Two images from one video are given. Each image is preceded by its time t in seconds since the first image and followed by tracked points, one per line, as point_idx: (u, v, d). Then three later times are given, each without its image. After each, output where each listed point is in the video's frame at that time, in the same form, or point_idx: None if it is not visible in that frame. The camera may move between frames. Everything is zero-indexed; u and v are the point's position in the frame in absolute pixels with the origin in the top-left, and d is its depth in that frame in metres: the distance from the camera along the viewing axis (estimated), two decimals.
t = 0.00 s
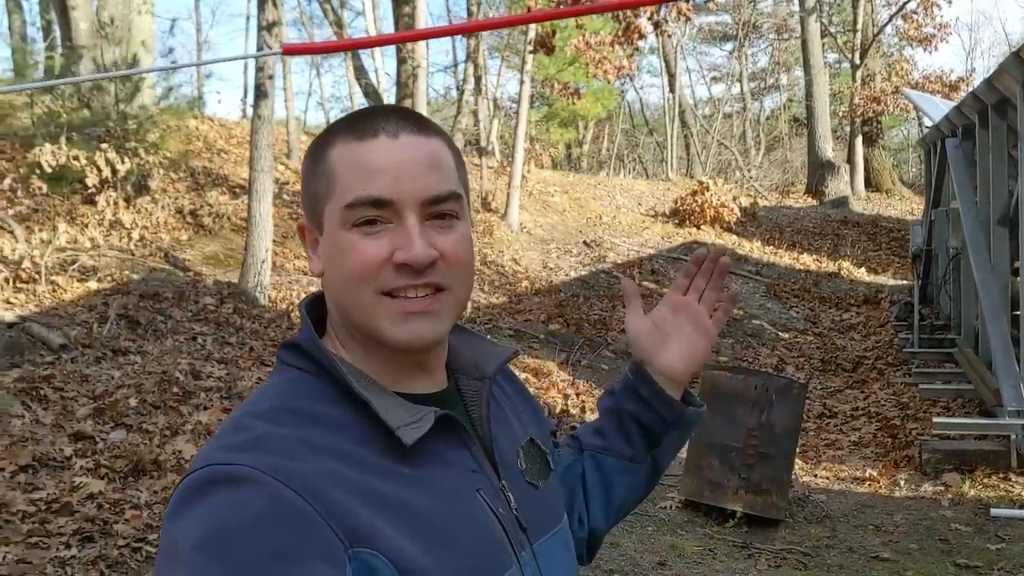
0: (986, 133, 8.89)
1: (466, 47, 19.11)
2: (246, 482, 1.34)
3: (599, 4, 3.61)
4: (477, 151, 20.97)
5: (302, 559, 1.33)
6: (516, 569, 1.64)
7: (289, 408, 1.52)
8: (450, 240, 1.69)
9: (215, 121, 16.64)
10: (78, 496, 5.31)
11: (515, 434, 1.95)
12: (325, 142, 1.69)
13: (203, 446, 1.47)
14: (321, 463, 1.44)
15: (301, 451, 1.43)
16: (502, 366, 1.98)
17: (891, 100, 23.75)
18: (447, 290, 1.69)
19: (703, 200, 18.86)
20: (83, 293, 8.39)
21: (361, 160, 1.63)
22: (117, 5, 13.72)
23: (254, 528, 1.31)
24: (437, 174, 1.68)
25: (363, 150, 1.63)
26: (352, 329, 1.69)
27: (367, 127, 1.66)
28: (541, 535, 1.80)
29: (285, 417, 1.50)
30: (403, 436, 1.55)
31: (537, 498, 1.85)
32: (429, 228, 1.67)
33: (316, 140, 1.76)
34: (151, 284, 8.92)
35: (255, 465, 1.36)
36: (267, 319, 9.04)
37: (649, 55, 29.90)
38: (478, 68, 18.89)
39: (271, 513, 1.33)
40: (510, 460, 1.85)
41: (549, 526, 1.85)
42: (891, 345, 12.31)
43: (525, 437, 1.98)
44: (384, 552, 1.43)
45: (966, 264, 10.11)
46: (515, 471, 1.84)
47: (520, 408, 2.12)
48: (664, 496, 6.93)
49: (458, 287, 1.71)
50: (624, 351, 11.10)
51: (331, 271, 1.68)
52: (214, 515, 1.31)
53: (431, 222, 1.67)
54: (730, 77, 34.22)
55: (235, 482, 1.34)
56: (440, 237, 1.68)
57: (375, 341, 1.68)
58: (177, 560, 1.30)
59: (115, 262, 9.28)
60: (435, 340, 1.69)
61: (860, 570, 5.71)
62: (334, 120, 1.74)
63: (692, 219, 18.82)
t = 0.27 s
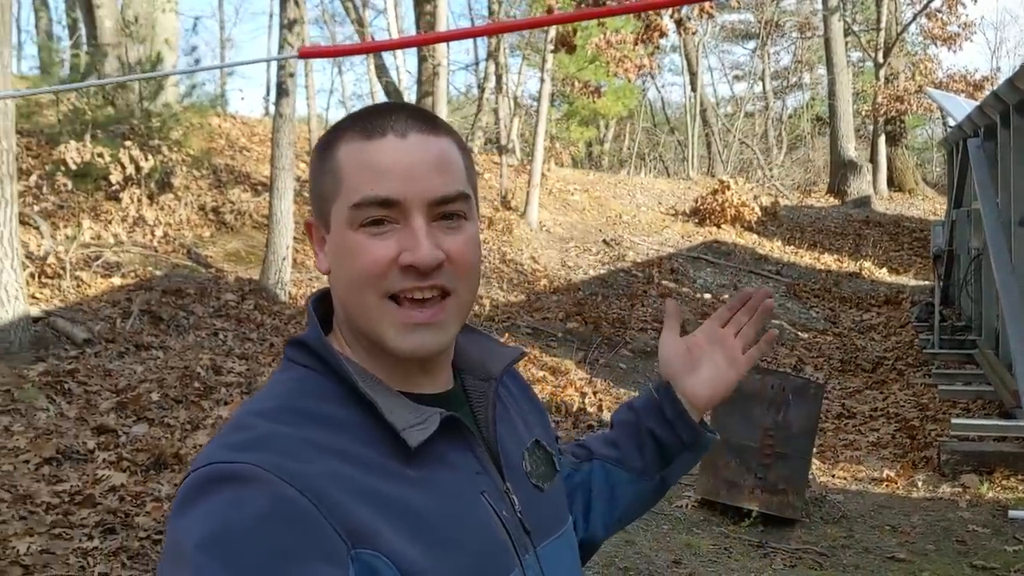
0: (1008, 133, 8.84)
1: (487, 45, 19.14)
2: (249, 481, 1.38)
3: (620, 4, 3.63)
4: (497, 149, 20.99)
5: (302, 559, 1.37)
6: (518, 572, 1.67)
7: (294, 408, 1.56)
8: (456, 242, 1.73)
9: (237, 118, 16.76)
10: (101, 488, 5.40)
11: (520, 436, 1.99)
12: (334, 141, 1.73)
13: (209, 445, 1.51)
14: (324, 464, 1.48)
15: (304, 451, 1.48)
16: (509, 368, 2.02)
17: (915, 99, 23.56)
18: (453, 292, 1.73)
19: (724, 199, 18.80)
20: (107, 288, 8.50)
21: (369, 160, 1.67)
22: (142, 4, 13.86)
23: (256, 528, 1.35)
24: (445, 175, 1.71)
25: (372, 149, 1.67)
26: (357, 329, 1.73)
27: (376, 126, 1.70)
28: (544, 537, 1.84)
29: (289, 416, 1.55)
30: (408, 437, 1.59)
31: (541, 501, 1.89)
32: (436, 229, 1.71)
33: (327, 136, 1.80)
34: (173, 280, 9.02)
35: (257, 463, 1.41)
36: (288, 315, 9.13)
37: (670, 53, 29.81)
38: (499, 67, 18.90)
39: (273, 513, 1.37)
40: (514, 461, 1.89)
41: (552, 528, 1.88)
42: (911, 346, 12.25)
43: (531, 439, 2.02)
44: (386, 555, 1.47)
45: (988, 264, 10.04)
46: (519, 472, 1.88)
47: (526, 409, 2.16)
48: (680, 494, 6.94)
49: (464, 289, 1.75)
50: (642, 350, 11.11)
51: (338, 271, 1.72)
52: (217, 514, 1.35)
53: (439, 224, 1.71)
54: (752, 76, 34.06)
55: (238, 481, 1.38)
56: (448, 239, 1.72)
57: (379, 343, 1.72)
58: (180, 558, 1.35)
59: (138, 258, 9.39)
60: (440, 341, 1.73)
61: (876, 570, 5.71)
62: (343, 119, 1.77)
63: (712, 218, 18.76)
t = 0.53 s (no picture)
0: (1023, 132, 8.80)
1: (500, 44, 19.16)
2: (252, 469, 1.40)
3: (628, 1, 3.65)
4: (511, 148, 21.01)
5: (305, 546, 1.38)
6: (519, 564, 1.69)
7: (296, 396, 1.59)
8: (466, 232, 1.76)
9: (252, 118, 16.84)
10: (116, 482, 5.46)
11: (523, 427, 2.03)
12: (345, 128, 1.75)
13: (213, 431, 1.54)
14: (327, 452, 1.50)
15: (307, 439, 1.50)
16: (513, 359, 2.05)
17: (930, 99, 23.43)
18: (461, 283, 1.76)
19: (737, 198, 18.76)
20: (123, 285, 8.56)
21: (381, 148, 1.69)
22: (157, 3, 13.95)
23: (258, 516, 1.37)
24: (457, 165, 1.74)
25: (384, 137, 1.69)
26: (363, 318, 1.75)
27: (389, 114, 1.72)
28: (545, 528, 1.86)
29: (292, 404, 1.57)
30: (411, 428, 1.62)
31: (542, 492, 1.92)
32: (446, 219, 1.74)
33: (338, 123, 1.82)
34: (188, 278, 9.08)
35: (261, 450, 1.43)
36: (301, 312, 9.18)
37: (684, 53, 29.75)
38: (513, 66, 18.92)
39: (277, 500, 1.39)
40: (517, 452, 1.92)
41: (553, 518, 1.91)
42: (925, 346, 12.20)
43: (533, 431, 2.06)
44: (389, 546, 1.48)
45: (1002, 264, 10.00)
46: (521, 463, 1.91)
47: (529, 401, 2.20)
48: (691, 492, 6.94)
49: (472, 280, 1.78)
50: (654, 349, 11.11)
51: (347, 258, 1.74)
52: (220, 501, 1.37)
53: (448, 214, 1.74)
54: (766, 76, 33.95)
55: (241, 468, 1.40)
56: (457, 229, 1.75)
57: (386, 332, 1.74)
58: (182, 548, 1.36)
59: (153, 256, 9.46)
60: (446, 332, 1.76)
61: (887, 569, 5.70)
62: (354, 106, 1.80)
63: (726, 217, 18.73)
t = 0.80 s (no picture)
0: None
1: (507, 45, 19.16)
2: (258, 460, 1.42)
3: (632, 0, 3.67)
4: (517, 149, 21.02)
5: (310, 539, 1.40)
6: (524, 561, 1.70)
7: (303, 389, 1.60)
8: (475, 227, 1.76)
9: (259, 119, 16.87)
10: (125, 481, 5.49)
11: (529, 424, 2.04)
12: (357, 121, 1.77)
13: (219, 423, 1.56)
14: (334, 446, 1.52)
15: (314, 432, 1.52)
16: (521, 356, 2.06)
17: (938, 100, 23.35)
18: (469, 279, 1.77)
19: (744, 199, 18.73)
20: (131, 285, 8.60)
21: (392, 141, 1.71)
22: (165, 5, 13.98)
23: (263, 508, 1.38)
24: (467, 159, 1.75)
25: (395, 131, 1.71)
26: (370, 312, 1.76)
27: (401, 107, 1.74)
28: (549, 525, 1.88)
29: (299, 396, 1.59)
30: (417, 423, 1.64)
31: (547, 489, 1.93)
32: (456, 214, 1.75)
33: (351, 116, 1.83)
34: (196, 278, 9.12)
35: (267, 442, 1.45)
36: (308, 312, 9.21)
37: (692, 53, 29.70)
38: (520, 67, 18.92)
39: (283, 491, 1.40)
40: (523, 448, 1.94)
41: (557, 516, 1.93)
42: (933, 346, 12.16)
43: (540, 428, 2.07)
44: (394, 540, 1.49)
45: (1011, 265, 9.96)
46: (527, 459, 1.93)
47: (534, 397, 2.21)
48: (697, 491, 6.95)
49: (481, 275, 1.79)
50: (661, 350, 11.11)
51: (356, 251, 1.75)
52: (227, 492, 1.39)
53: (457, 209, 1.75)
54: (773, 76, 33.89)
55: (248, 459, 1.42)
56: (467, 224, 1.76)
57: (393, 328, 1.76)
58: (188, 539, 1.38)
59: (161, 256, 9.49)
60: (454, 327, 1.77)
61: (895, 569, 5.70)
62: (366, 101, 1.81)
63: (733, 218, 18.70)
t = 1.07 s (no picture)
0: None
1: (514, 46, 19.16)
2: (262, 470, 1.42)
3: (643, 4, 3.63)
4: (524, 150, 21.02)
5: (314, 550, 1.39)
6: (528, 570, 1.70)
7: (306, 398, 1.59)
8: (478, 237, 1.76)
9: (266, 120, 16.89)
10: (131, 482, 5.49)
11: (534, 433, 2.04)
12: (359, 130, 1.76)
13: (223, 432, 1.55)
14: (337, 456, 1.51)
15: (317, 442, 1.51)
16: (525, 365, 2.05)
17: (946, 100, 23.28)
18: (472, 288, 1.76)
19: (751, 200, 18.70)
20: (138, 286, 8.62)
21: (395, 150, 1.70)
22: (173, 6, 14.01)
23: (268, 519, 1.38)
24: (471, 169, 1.75)
25: (398, 141, 1.71)
26: (374, 321, 1.76)
27: (404, 118, 1.73)
28: (555, 535, 1.87)
29: (303, 406, 1.58)
30: (421, 434, 1.63)
31: (553, 498, 1.93)
32: (460, 224, 1.74)
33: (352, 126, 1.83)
34: (203, 279, 9.13)
35: (271, 453, 1.44)
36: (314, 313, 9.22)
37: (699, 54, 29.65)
38: (527, 68, 18.91)
39: (287, 502, 1.40)
40: (527, 457, 1.94)
41: (564, 525, 1.92)
42: (940, 348, 12.12)
43: (545, 437, 2.07)
44: (398, 551, 1.49)
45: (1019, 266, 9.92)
46: (531, 469, 1.92)
47: (538, 406, 2.20)
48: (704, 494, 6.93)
49: (484, 286, 1.78)
50: (668, 352, 11.09)
51: (358, 263, 1.75)
52: (230, 503, 1.39)
53: (461, 218, 1.74)
54: (781, 77, 33.82)
55: (252, 469, 1.42)
56: (470, 233, 1.75)
57: (396, 338, 1.76)
58: (193, 549, 1.38)
59: (168, 257, 9.51)
60: (457, 335, 1.77)
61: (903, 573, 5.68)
62: (369, 109, 1.81)
63: (740, 219, 18.67)
